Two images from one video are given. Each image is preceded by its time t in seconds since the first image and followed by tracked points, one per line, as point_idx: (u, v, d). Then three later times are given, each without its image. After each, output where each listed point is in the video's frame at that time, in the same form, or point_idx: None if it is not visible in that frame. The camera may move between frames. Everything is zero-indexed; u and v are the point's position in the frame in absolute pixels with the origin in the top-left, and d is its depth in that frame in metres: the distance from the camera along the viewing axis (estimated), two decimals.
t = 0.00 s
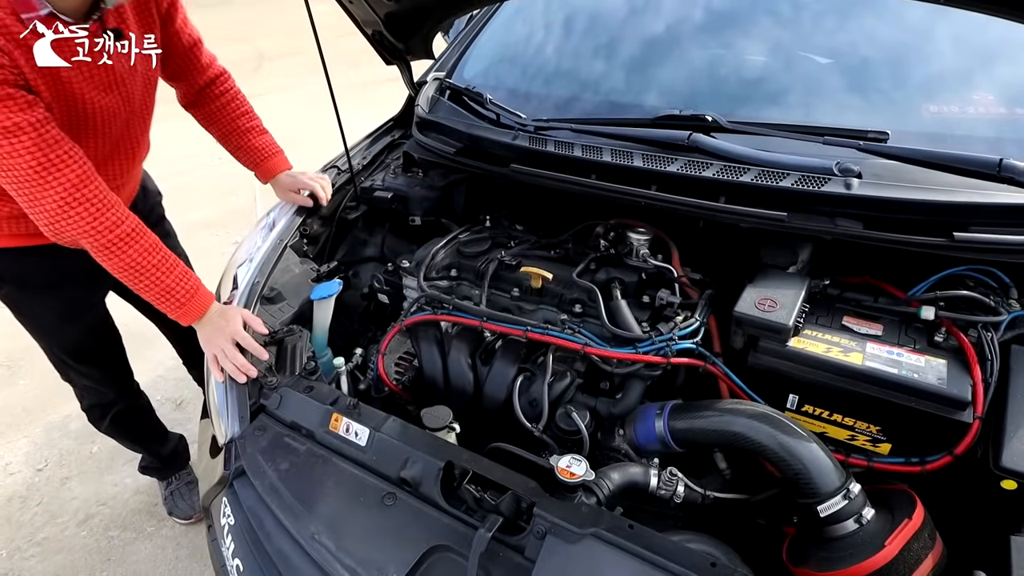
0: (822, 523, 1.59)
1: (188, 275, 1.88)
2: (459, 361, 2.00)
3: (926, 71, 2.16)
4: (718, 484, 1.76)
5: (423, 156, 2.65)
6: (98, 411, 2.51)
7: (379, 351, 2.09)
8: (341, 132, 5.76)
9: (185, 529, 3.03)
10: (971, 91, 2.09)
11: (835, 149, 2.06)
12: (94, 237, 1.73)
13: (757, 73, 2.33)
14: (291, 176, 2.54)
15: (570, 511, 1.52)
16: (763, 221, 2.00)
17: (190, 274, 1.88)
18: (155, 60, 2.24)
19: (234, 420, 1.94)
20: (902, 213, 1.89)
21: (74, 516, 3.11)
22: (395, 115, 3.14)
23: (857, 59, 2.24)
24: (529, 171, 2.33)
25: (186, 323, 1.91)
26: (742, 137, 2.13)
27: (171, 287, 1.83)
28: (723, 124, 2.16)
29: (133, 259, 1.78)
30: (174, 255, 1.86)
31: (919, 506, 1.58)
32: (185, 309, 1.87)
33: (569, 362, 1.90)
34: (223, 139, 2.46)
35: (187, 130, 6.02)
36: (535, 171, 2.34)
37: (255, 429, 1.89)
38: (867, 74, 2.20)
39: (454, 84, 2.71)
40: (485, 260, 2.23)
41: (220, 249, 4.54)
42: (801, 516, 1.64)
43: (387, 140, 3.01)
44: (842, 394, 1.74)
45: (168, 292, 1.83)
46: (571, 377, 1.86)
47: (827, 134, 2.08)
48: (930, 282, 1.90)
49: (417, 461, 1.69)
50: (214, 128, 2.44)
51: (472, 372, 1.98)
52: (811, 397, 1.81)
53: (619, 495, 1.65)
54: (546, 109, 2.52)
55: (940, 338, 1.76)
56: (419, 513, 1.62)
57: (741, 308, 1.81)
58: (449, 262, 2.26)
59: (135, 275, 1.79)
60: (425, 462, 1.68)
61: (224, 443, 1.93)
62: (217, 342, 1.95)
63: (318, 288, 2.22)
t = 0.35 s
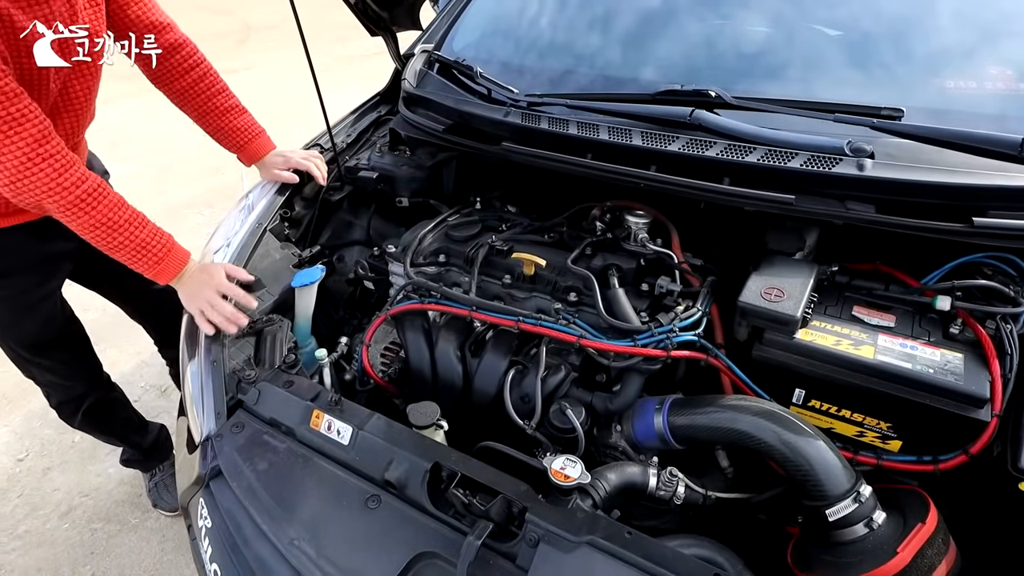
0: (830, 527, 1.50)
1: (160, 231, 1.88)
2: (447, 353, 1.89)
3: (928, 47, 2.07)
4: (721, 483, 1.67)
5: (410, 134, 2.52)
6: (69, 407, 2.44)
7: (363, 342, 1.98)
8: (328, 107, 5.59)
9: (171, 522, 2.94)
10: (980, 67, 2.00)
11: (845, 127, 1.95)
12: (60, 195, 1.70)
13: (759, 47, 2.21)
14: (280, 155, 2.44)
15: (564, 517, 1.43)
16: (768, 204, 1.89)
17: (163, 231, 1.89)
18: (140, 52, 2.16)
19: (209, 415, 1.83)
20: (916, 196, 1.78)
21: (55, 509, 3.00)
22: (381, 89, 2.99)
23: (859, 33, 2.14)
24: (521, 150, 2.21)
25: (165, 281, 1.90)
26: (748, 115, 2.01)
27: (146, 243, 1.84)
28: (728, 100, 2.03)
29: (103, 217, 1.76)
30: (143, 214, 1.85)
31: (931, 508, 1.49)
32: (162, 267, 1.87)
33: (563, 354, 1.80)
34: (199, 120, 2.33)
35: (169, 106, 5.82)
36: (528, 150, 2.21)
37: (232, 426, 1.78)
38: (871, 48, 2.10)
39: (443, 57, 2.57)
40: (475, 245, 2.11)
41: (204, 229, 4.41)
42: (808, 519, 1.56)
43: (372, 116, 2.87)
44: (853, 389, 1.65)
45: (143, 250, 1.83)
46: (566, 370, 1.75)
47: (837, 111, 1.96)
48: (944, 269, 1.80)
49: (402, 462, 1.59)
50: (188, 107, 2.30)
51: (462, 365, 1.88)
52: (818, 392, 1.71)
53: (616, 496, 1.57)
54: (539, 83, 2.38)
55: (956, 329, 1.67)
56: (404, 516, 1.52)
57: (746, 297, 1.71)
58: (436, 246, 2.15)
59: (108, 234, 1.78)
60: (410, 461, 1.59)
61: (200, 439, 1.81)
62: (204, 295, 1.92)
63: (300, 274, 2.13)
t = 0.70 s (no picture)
0: (843, 544, 1.42)
1: (113, 235, 1.77)
2: (428, 364, 1.75)
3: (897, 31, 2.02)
4: (724, 497, 1.58)
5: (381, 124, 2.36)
6: (20, 417, 2.26)
7: (334, 353, 1.83)
8: (291, 93, 5.35)
9: (131, 542, 2.77)
10: (959, 53, 1.95)
11: (844, 115, 1.85)
12: (4, 182, 1.57)
13: (730, 29, 2.11)
14: (242, 151, 2.27)
15: (563, 548, 1.32)
16: (766, 199, 1.79)
17: (116, 234, 1.77)
18: (140, 52, 2.05)
19: (166, 438, 1.67)
20: (921, 188, 1.69)
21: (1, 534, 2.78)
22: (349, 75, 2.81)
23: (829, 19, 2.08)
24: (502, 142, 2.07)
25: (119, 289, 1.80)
26: (741, 102, 1.90)
27: (96, 245, 1.72)
28: (722, 87, 1.90)
29: (51, 212, 1.64)
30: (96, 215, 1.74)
31: (949, 519, 1.42)
32: (110, 273, 1.75)
33: (554, 363, 1.68)
34: (152, 102, 2.14)
35: (119, 93, 5.51)
36: (509, 141, 2.07)
37: (192, 452, 1.62)
38: (841, 34, 2.04)
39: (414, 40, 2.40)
40: (454, 244, 1.97)
41: (163, 224, 4.18)
42: (820, 534, 1.47)
43: (339, 104, 2.69)
44: (861, 395, 1.56)
45: (92, 252, 1.71)
46: (557, 381, 1.63)
47: (836, 99, 1.85)
48: (950, 265, 1.72)
49: (381, 489, 1.46)
50: (140, 88, 2.11)
51: (444, 376, 1.74)
52: (823, 397, 1.62)
53: (616, 517, 1.47)
54: (519, 68, 2.22)
55: (966, 328, 1.58)
56: (384, 549, 1.39)
57: (747, 299, 1.60)
58: (412, 246, 2.00)
59: (54, 231, 1.66)
60: (391, 488, 1.46)
61: (154, 466, 1.65)
62: (156, 310, 1.80)
63: (264, 278, 2.00)
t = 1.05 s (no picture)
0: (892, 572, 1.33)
1: (29, 257, 1.54)
2: (418, 392, 1.56)
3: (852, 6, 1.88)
4: (755, 523, 1.46)
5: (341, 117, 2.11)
6: None
7: (307, 385, 1.61)
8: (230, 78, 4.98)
9: None
10: (963, 28, 1.83)
11: (856, 97, 1.70)
12: None
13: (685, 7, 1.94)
14: (184, 154, 2.04)
15: None
16: (780, 194, 1.63)
17: (32, 256, 1.54)
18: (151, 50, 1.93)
19: (115, 495, 1.44)
20: (946, 177, 1.57)
21: None
22: (301, 61, 2.55)
23: None
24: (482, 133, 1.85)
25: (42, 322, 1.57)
26: (745, 85, 1.73)
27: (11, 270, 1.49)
28: (723, 69, 1.73)
29: None
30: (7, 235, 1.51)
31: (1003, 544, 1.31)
32: (29, 303, 1.52)
33: (559, 386, 1.50)
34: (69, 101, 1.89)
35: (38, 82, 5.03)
36: (490, 133, 1.86)
37: (147, 511, 1.40)
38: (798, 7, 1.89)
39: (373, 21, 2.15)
40: (436, 251, 1.77)
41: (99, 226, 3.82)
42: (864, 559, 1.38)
43: (293, 93, 2.43)
44: (898, 408, 1.43)
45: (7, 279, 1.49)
46: (567, 406, 1.46)
47: (848, 81, 1.70)
48: (974, 259, 1.61)
49: (377, 549, 1.27)
50: (54, 86, 1.85)
51: (436, 405, 1.55)
52: (854, 409, 1.49)
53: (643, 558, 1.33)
54: (494, 50, 2.01)
55: (1000, 328, 1.47)
56: None
57: (771, 306, 1.45)
58: (388, 256, 1.78)
59: None
60: (389, 545, 1.28)
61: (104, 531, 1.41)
62: (93, 346, 1.55)
63: (219, 298, 1.79)
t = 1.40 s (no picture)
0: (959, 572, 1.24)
1: None
2: (425, 408, 1.40)
3: None
4: (803, 526, 1.34)
5: (312, 101, 1.91)
6: None
7: (299, 407, 1.45)
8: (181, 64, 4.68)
9: None
10: None
11: (881, 54, 1.56)
12: None
13: None
14: (139, 154, 1.83)
15: None
16: (807, 165, 1.50)
17: None
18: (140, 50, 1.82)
19: (90, 548, 1.26)
20: (986, 139, 1.45)
21: None
22: (260, 42, 2.33)
23: None
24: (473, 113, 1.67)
25: None
26: (759, 47, 1.58)
27: None
28: (736, 29, 1.58)
29: None
30: None
31: None
32: None
33: (583, 393, 1.36)
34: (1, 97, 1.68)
35: None
36: (481, 113, 1.68)
37: (129, 566, 1.23)
38: None
39: None
40: (431, 248, 1.60)
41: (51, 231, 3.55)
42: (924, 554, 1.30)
43: (254, 78, 2.21)
44: (951, 394, 1.32)
45: None
46: (594, 414, 1.32)
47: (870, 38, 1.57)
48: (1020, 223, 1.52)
49: None
50: None
51: (447, 420, 1.40)
52: (901, 397, 1.38)
53: None
54: (477, 20, 1.82)
55: None
56: None
57: (811, 292, 1.31)
58: (379, 255, 1.61)
59: None
60: None
61: None
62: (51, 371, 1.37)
63: (192, 314, 1.62)
